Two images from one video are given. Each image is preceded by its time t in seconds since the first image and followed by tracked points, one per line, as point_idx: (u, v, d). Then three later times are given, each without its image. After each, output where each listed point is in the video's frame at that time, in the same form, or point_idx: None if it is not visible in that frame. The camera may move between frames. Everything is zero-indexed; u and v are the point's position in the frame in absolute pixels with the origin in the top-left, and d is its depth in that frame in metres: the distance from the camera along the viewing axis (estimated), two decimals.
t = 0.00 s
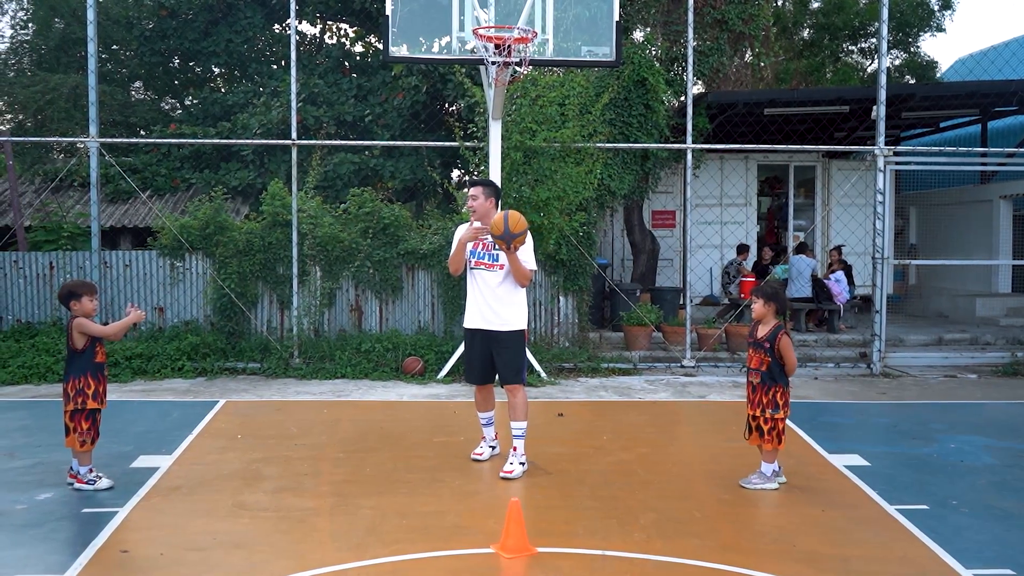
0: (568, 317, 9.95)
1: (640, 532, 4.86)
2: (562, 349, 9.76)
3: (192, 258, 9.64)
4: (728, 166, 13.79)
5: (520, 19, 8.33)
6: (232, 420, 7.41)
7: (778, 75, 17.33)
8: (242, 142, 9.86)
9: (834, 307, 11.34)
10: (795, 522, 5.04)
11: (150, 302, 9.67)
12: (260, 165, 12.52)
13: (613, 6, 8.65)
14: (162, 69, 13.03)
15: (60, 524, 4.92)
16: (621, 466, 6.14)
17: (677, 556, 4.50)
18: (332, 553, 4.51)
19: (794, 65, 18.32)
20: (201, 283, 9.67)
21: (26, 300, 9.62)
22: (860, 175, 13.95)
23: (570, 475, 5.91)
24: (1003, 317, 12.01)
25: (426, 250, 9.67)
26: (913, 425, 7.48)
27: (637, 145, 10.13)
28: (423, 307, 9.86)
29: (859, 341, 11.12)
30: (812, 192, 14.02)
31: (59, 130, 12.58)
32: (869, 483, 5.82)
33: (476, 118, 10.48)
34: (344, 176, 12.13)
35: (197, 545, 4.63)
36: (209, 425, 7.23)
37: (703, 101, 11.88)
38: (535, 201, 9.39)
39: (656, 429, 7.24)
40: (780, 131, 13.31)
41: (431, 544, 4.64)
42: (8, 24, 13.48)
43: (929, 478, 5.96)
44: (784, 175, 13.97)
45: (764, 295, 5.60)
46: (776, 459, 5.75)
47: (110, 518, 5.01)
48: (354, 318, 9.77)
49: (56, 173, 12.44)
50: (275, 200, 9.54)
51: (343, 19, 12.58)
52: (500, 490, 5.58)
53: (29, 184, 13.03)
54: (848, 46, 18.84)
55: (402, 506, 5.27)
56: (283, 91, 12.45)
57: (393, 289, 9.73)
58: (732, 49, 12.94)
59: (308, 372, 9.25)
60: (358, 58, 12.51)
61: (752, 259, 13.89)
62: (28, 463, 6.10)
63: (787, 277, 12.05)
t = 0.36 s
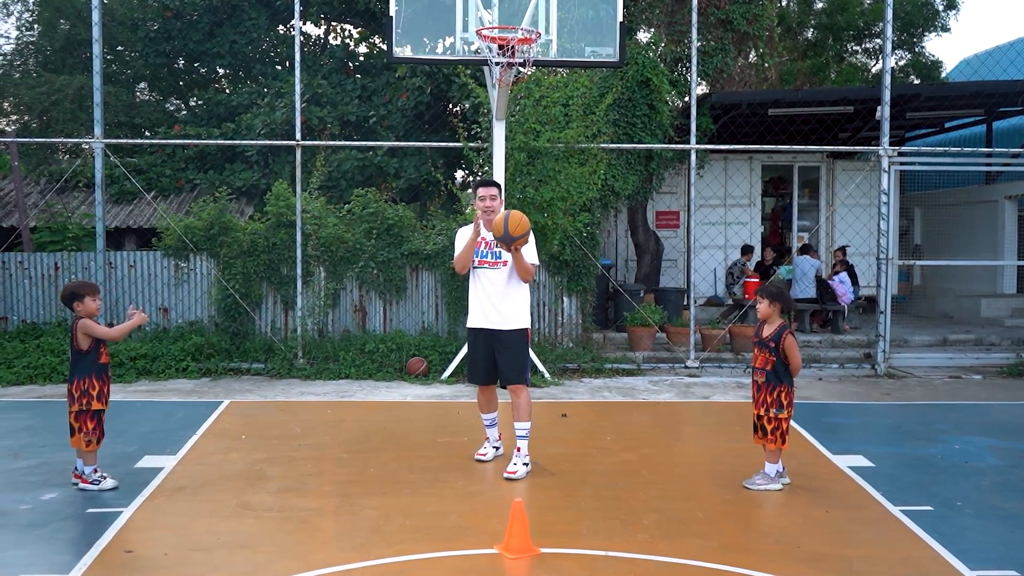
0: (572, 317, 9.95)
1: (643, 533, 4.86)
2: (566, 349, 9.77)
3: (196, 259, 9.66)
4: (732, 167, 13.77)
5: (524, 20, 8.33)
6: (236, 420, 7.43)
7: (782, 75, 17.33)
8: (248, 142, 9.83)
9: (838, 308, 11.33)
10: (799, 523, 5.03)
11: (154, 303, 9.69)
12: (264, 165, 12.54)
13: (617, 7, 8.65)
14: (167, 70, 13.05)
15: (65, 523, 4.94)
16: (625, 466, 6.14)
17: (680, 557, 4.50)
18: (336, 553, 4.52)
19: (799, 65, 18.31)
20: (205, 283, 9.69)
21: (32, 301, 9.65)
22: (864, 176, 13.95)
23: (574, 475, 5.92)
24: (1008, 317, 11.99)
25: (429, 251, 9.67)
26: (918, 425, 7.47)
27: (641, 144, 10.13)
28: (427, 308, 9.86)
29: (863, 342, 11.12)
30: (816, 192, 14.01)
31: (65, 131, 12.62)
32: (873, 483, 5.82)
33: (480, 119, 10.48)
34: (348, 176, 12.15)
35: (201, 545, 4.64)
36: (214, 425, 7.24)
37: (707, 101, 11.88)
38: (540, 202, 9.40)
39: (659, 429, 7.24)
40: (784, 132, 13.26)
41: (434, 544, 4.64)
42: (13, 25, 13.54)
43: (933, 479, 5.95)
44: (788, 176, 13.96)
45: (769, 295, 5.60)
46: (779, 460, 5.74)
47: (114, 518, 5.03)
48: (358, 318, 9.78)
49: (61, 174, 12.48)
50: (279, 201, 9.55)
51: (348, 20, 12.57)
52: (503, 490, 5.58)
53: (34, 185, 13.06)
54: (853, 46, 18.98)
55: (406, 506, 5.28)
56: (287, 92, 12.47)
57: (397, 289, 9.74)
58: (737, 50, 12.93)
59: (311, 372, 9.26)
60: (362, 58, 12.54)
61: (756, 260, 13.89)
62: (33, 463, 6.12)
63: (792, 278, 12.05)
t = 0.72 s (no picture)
0: (576, 317, 9.95)
1: (647, 533, 4.86)
2: (571, 349, 9.76)
3: (201, 259, 9.68)
4: (737, 166, 13.76)
5: (529, 20, 8.32)
6: (241, 419, 7.44)
7: (787, 75, 17.30)
8: (252, 142, 9.78)
9: (843, 308, 11.35)
10: (803, 524, 5.02)
11: (160, 303, 9.71)
12: (269, 165, 12.56)
13: (622, 6, 8.64)
14: (171, 70, 13.08)
15: (70, 523, 4.95)
16: (629, 466, 6.14)
17: (684, 557, 4.49)
18: (340, 553, 4.52)
19: (804, 65, 18.28)
20: (210, 283, 9.70)
21: (37, 301, 9.68)
22: (870, 175, 13.90)
23: (578, 475, 5.91)
24: (1014, 318, 11.95)
25: (434, 251, 9.67)
26: (923, 426, 7.45)
27: (646, 144, 10.12)
28: (432, 308, 9.86)
29: (868, 341, 11.09)
30: (821, 192, 13.99)
31: (70, 131, 12.67)
32: (878, 484, 5.80)
33: (485, 119, 10.49)
34: (353, 176, 12.16)
35: (206, 544, 4.65)
36: (218, 425, 7.26)
37: (712, 101, 11.88)
38: (544, 201, 9.40)
39: (663, 429, 7.24)
40: (789, 131, 13.25)
41: (439, 544, 4.64)
42: (19, 26, 13.59)
43: (938, 479, 5.94)
44: (793, 175, 13.94)
45: (772, 295, 5.59)
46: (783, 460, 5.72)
47: (119, 517, 5.04)
48: (362, 318, 9.79)
49: (67, 174, 12.52)
50: (284, 201, 9.55)
51: (352, 20, 12.55)
52: (508, 490, 5.59)
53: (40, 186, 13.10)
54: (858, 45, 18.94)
55: (411, 505, 5.28)
56: (292, 92, 12.49)
57: (401, 289, 9.74)
58: (742, 49, 12.91)
59: (316, 372, 9.27)
60: (367, 58, 12.55)
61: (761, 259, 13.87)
62: (38, 463, 6.13)
63: (797, 278, 11.85)
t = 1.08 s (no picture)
0: (581, 318, 9.94)
1: (652, 533, 4.86)
2: (575, 349, 9.76)
3: (207, 259, 9.70)
4: (742, 167, 13.74)
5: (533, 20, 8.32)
6: (246, 420, 7.45)
7: (793, 74, 17.26)
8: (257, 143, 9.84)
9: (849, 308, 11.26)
10: (808, 524, 5.02)
11: (165, 303, 9.72)
12: (274, 166, 12.59)
13: (627, 7, 8.64)
14: (177, 71, 13.10)
15: (77, 522, 4.97)
16: (633, 466, 6.14)
17: (689, 558, 4.49)
18: (345, 553, 4.53)
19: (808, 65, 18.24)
20: (215, 283, 9.72)
21: (43, 301, 9.71)
22: (875, 175, 13.86)
23: (582, 476, 5.92)
24: (1020, 318, 11.92)
25: (438, 251, 9.68)
26: (929, 427, 7.43)
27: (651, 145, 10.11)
28: (437, 308, 9.87)
29: (874, 342, 11.09)
30: (826, 192, 13.96)
31: (76, 132, 12.71)
32: (884, 485, 5.79)
33: (490, 119, 10.49)
34: (358, 176, 12.16)
35: (212, 544, 4.66)
36: (224, 425, 7.27)
37: (716, 101, 11.87)
38: (549, 202, 9.40)
39: (668, 430, 7.24)
40: (794, 131, 13.29)
41: (444, 545, 4.65)
42: (25, 27, 13.63)
43: (944, 480, 5.93)
44: (798, 176, 13.89)
45: (773, 295, 5.58)
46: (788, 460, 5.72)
47: (125, 517, 5.06)
48: (367, 319, 9.80)
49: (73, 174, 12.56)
50: (289, 201, 9.57)
51: (357, 21, 12.57)
52: (513, 490, 5.59)
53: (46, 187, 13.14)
54: (863, 45, 18.72)
55: (416, 506, 5.29)
56: (297, 92, 12.51)
57: (406, 289, 9.76)
58: (747, 49, 12.89)
59: (321, 372, 9.28)
60: (372, 59, 12.55)
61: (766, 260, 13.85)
62: (44, 463, 6.15)
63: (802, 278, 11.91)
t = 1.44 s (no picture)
0: (587, 318, 9.94)
1: (657, 533, 4.86)
2: (581, 349, 9.76)
3: (213, 259, 9.73)
4: (748, 166, 13.72)
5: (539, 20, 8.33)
6: (252, 419, 7.47)
7: (799, 74, 17.24)
8: (264, 142, 9.86)
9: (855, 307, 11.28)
10: (814, 525, 5.01)
11: (172, 303, 9.76)
12: (280, 166, 12.60)
13: (633, 6, 8.63)
14: (183, 70, 13.13)
15: (83, 520, 4.99)
16: (638, 466, 6.14)
17: (694, 558, 4.49)
18: (350, 553, 4.53)
19: (815, 64, 18.22)
20: (222, 283, 9.74)
21: (50, 301, 9.75)
22: (882, 175, 13.82)
23: (587, 476, 5.91)
24: None
25: (444, 251, 9.68)
26: (936, 427, 7.40)
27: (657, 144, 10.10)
28: (442, 307, 9.87)
29: (880, 342, 11.06)
30: (833, 192, 13.93)
31: (83, 132, 12.75)
32: (890, 485, 5.77)
33: (495, 119, 10.50)
34: (365, 176, 12.18)
35: (217, 543, 4.67)
36: (230, 424, 7.29)
37: (723, 101, 11.86)
38: (554, 202, 9.40)
39: (674, 430, 7.23)
40: (801, 130, 13.21)
41: (448, 544, 4.65)
42: (33, 27, 13.70)
43: (950, 481, 5.90)
44: (804, 175, 13.89)
45: (778, 295, 5.56)
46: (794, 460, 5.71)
47: (131, 516, 5.07)
48: (373, 318, 9.81)
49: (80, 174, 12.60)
50: (295, 201, 9.58)
51: (363, 21, 12.57)
52: (518, 490, 5.59)
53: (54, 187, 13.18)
54: (871, 44, 18.85)
55: (421, 505, 5.29)
56: (303, 93, 12.53)
57: (412, 289, 9.76)
58: (753, 48, 12.87)
59: (327, 371, 9.29)
60: (378, 59, 12.59)
61: (772, 259, 13.83)
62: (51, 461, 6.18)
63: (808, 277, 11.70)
